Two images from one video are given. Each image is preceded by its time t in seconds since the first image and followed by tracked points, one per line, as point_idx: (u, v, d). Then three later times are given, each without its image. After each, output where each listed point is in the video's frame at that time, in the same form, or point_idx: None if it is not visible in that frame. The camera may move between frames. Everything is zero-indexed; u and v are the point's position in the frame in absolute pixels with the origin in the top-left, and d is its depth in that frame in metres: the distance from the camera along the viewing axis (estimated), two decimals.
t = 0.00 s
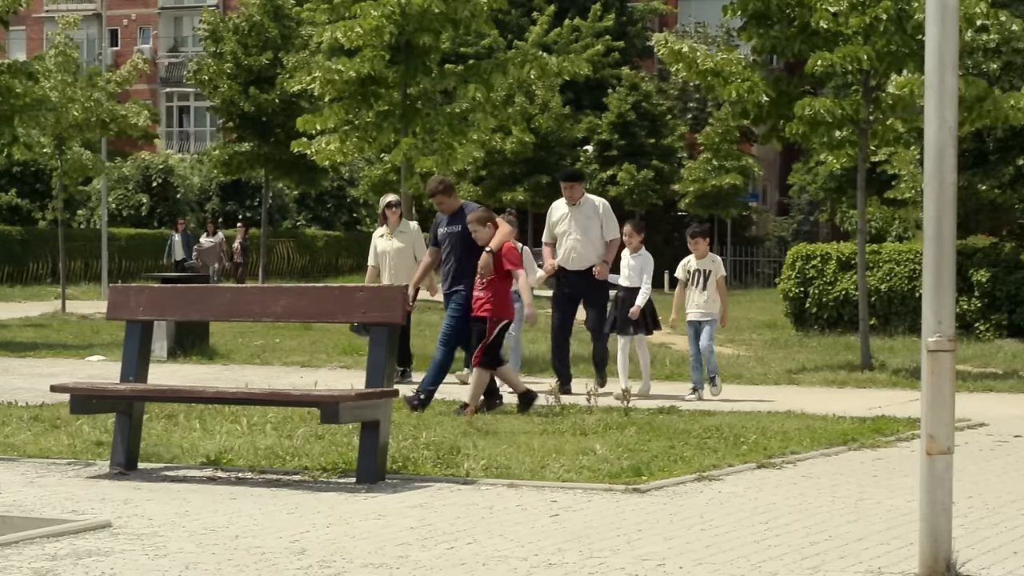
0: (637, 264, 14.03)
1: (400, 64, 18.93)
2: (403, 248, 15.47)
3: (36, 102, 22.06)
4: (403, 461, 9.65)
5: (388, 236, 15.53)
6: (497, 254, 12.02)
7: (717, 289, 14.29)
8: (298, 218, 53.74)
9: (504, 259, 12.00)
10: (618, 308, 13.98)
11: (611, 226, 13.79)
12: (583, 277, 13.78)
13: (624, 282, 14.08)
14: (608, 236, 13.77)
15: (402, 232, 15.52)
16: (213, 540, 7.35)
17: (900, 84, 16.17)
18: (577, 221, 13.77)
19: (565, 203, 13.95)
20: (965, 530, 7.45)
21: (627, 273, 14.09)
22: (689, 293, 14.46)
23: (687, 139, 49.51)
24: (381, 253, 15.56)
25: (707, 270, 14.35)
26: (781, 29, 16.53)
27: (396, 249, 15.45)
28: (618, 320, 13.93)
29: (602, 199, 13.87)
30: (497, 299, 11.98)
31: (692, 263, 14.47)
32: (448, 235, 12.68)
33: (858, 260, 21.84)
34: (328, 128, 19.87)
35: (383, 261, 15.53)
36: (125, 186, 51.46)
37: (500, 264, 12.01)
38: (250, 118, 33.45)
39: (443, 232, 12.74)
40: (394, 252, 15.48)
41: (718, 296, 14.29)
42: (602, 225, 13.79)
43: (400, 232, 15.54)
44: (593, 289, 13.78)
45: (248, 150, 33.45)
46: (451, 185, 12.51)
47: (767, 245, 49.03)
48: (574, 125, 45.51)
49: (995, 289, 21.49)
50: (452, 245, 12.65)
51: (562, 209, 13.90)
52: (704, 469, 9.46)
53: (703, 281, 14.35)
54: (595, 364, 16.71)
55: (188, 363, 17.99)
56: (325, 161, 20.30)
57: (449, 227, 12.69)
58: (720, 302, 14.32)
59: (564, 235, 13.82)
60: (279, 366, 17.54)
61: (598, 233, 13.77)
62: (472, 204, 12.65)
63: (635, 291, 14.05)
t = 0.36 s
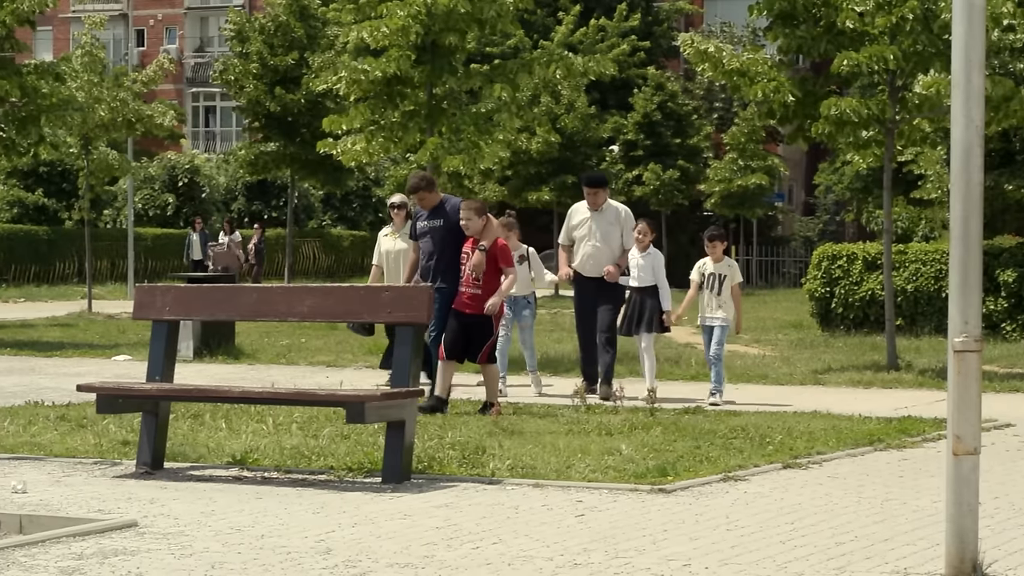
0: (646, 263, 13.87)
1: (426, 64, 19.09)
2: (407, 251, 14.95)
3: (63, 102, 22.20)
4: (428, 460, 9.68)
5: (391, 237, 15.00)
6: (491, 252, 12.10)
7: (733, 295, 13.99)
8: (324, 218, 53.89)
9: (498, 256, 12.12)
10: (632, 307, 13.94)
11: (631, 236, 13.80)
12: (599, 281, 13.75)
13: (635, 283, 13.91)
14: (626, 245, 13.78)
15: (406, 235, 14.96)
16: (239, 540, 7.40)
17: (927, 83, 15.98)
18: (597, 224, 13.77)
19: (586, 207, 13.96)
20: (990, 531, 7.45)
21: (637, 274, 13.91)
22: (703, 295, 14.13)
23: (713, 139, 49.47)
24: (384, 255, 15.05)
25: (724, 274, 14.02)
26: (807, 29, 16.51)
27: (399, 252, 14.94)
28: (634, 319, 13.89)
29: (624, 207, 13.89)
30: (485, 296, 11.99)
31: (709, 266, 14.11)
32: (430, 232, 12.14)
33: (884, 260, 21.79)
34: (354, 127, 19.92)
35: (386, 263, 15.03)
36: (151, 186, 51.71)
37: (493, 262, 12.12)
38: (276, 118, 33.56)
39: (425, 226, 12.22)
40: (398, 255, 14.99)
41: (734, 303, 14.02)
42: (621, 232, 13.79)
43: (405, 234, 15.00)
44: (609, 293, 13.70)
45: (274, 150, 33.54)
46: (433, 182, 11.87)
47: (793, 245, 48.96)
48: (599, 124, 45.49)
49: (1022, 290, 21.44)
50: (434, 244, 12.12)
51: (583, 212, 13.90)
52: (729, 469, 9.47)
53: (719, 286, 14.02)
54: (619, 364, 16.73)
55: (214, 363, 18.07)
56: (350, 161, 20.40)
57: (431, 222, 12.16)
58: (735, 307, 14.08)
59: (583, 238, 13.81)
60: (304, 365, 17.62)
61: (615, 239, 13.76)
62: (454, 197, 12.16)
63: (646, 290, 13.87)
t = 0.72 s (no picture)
0: (658, 260, 13.46)
1: (449, 64, 19.17)
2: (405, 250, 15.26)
3: (86, 103, 22.25)
4: (451, 460, 9.70)
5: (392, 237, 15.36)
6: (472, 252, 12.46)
7: (743, 294, 13.83)
8: (346, 217, 54.00)
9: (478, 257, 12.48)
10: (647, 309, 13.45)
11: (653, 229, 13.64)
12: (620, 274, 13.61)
13: (647, 281, 13.48)
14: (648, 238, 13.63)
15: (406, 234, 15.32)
16: (261, 539, 7.43)
17: (950, 83, 15.87)
18: (620, 217, 13.63)
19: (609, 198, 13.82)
20: (1012, 531, 7.43)
21: (649, 272, 13.49)
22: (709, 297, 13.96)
23: (736, 138, 49.40)
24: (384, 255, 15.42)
25: (732, 273, 13.88)
26: (830, 28, 16.47)
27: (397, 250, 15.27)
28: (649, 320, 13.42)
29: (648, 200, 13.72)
30: (468, 296, 12.39)
31: (716, 267, 13.98)
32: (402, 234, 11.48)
33: (908, 261, 21.73)
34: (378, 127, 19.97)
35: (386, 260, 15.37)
36: (174, 186, 51.87)
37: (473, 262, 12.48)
38: (299, 118, 33.64)
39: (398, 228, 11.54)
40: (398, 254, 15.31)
41: (743, 302, 13.85)
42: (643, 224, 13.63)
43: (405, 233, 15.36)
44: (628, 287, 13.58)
45: (297, 150, 33.63)
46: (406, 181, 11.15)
47: (816, 245, 48.89)
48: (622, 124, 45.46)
49: None
50: (407, 247, 11.47)
51: (606, 203, 13.77)
52: (752, 469, 9.48)
53: (728, 286, 13.87)
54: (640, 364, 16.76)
55: (236, 363, 18.16)
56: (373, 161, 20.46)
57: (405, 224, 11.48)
58: (743, 307, 13.89)
59: (605, 230, 13.68)
60: (327, 365, 17.68)
61: (638, 232, 13.59)
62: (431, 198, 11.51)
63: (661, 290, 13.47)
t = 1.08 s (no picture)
0: (668, 264, 13.49)
1: (467, 64, 19.19)
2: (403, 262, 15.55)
3: (105, 103, 22.28)
4: (469, 460, 9.72)
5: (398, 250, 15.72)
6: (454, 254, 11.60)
7: (736, 288, 13.28)
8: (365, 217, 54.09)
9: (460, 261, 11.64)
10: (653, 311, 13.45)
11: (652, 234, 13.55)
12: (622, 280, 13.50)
13: (656, 284, 13.48)
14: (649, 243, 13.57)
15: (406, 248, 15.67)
16: (279, 539, 7.46)
17: (969, 83, 16.05)
18: (621, 225, 13.48)
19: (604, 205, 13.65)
20: None
21: (659, 275, 13.47)
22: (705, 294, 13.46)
23: (754, 138, 49.35)
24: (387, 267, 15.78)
25: (726, 269, 13.36)
26: (849, 28, 16.44)
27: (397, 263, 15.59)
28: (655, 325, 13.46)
29: (646, 204, 13.58)
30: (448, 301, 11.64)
31: (709, 261, 13.46)
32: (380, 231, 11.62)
33: (927, 261, 21.69)
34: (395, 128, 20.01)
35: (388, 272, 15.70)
36: (192, 186, 51.99)
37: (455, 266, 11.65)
38: (317, 118, 33.74)
39: (377, 224, 11.69)
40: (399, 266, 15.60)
41: (738, 296, 13.29)
42: (643, 231, 13.53)
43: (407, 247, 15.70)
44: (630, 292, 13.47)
45: (315, 150, 33.70)
46: (385, 178, 11.31)
47: (835, 245, 48.83)
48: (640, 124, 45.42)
49: None
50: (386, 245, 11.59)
51: (605, 211, 13.59)
52: (771, 469, 9.48)
53: (721, 281, 13.35)
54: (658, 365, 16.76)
55: (254, 363, 18.21)
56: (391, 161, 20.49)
57: (382, 220, 11.60)
58: (740, 302, 13.32)
59: (605, 238, 13.52)
60: (345, 365, 17.71)
61: (640, 238, 13.51)
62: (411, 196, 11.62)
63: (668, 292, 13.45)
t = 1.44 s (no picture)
0: (673, 258, 13.07)
1: (484, 64, 19.24)
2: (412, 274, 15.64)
3: (123, 103, 22.35)
4: (486, 460, 9.75)
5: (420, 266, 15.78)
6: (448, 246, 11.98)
7: (732, 297, 12.61)
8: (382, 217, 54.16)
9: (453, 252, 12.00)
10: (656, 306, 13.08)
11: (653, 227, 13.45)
12: (622, 274, 13.45)
13: (660, 279, 13.09)
14: (649, 237, 13.44)
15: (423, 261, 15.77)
16: (296, 539, 7.49)
17: (987, 83, 16.07)
18: (621, 217, 13.42)
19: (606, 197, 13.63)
20: None
21: (663, 270, 13.08)
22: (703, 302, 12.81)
23: (772, 138, 49.32)
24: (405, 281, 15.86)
25: (722, 276, 12.71)
26: (866, 28, 16.43)
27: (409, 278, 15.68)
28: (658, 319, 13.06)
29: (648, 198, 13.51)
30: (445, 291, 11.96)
31: (707, 269, 12.82)
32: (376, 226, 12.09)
33: (945, 261, 21.66)
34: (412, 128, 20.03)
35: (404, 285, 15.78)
36: (210, 186, 52.10)
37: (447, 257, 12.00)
38: (335, 118, 33.92)
39: (370, 218, 12.14)
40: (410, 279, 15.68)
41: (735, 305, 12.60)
42: (644, 223, 13.45)
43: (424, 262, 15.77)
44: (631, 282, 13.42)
45: (333, 150, 33.74)
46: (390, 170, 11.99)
47: (852, 245, 48.77)
48: (657, 124, 45.40)
49: None
50: (382, 237, 12.06)
51: (605, 203, 13.55)
52: (788, 469, 9.49)
53: (716, 289, 12.70)
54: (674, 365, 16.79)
55: (272, 362, 18.26)
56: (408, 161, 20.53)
57: (378, 215, 12.10)
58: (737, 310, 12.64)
59: (604, 230, 13.47)
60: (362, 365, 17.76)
61: (639, 231, 13.42)
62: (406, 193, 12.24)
63: (671, 287, 13.07)
